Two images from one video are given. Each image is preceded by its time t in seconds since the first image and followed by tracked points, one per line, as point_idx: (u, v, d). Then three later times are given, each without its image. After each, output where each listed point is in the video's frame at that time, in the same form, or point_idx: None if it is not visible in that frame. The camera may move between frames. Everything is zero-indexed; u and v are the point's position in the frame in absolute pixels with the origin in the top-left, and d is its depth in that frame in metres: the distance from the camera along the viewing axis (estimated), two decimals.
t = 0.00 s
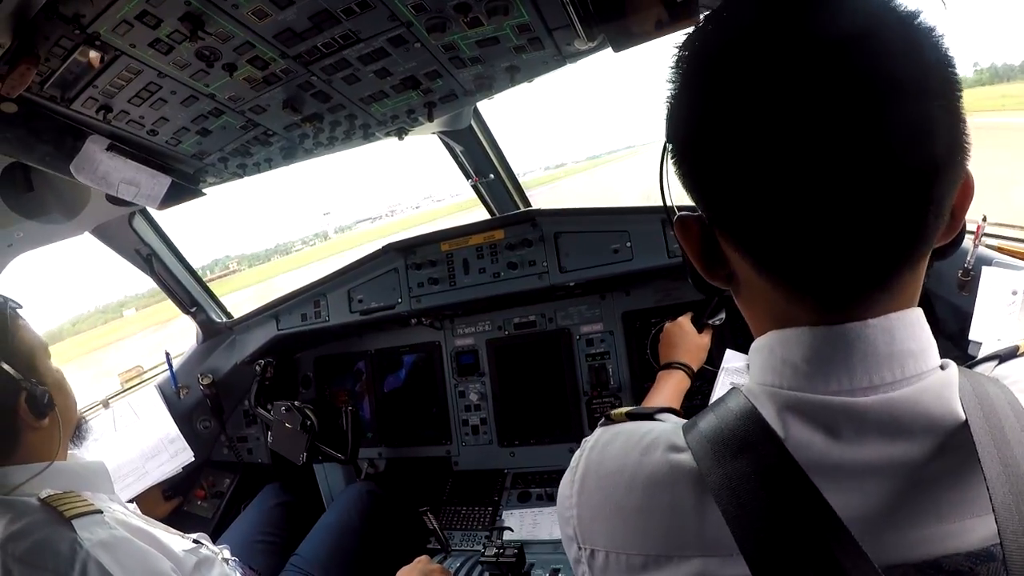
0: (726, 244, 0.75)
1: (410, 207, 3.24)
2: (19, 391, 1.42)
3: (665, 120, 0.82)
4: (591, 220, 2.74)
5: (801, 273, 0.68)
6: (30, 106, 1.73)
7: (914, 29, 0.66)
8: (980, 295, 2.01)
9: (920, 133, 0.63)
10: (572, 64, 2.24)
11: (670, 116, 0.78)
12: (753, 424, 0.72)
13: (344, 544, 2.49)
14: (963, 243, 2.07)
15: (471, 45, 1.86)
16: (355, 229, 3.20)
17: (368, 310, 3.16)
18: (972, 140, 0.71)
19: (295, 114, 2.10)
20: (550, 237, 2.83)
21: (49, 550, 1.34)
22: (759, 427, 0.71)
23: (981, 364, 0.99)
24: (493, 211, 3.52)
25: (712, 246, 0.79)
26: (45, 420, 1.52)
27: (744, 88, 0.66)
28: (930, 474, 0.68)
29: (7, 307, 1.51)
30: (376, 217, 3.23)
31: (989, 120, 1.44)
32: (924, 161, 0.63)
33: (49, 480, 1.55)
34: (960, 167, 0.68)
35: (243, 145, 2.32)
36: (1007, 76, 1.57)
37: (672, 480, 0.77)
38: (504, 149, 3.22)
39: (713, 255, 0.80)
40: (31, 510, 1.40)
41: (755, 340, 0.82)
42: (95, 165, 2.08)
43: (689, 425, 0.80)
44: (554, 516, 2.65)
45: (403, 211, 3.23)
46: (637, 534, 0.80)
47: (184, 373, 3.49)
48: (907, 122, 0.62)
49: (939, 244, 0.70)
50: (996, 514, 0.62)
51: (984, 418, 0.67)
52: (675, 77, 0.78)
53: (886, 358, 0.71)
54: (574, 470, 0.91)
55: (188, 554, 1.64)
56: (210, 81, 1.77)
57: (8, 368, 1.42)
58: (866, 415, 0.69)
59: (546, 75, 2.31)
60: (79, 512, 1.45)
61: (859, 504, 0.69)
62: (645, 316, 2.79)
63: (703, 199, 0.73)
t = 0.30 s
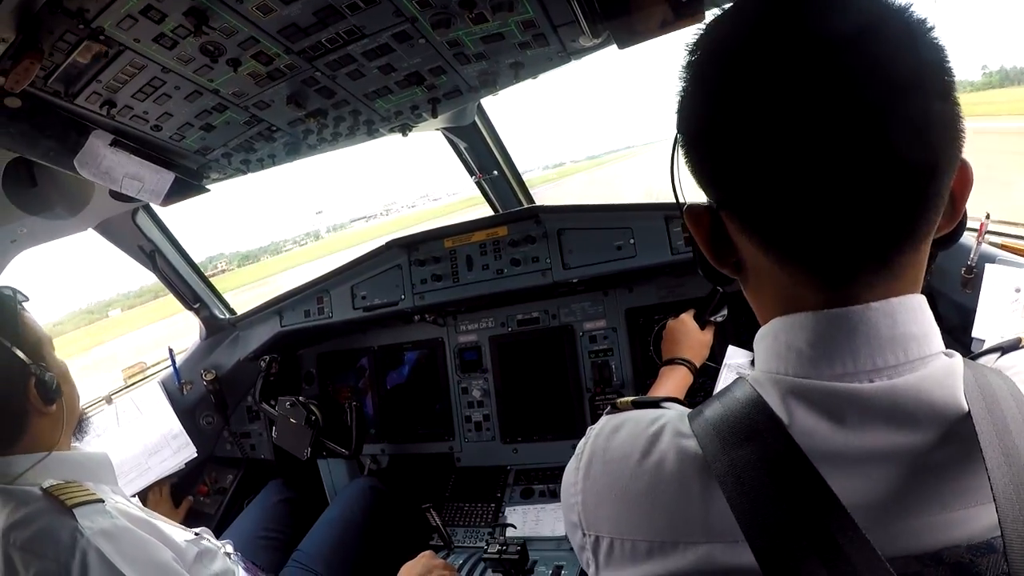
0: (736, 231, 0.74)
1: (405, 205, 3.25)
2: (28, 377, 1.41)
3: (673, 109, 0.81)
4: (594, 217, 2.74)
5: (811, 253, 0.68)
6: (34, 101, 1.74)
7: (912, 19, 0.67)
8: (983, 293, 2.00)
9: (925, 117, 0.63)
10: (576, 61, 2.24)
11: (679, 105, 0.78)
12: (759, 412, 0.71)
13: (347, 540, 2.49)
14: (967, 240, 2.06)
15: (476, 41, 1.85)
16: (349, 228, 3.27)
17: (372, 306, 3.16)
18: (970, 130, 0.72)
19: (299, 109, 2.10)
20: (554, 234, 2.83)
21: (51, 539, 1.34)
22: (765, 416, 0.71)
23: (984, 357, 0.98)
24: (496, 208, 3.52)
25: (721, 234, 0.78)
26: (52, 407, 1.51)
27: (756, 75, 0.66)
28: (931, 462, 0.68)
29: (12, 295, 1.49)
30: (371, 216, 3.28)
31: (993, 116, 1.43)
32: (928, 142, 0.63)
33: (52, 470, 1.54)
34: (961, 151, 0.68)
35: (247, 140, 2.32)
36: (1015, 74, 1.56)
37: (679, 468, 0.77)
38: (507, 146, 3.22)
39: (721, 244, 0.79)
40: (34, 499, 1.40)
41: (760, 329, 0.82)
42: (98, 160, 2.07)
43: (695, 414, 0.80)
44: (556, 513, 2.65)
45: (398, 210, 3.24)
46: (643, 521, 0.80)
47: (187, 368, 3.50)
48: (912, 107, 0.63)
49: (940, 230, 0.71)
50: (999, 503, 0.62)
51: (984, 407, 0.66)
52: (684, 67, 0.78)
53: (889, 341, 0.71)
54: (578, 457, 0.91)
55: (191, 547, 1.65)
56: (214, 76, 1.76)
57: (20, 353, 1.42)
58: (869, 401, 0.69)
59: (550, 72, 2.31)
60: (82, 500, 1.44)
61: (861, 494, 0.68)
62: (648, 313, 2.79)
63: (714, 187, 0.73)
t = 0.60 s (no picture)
0: (743, 230, 0.74)
1: (400, 206, 3.27)
2: (35, 376, 1.42)
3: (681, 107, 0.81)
4: (595, 217, 2.74)
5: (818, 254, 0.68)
6: (36, 104, 1.74)
7: (927, 17, 0.67)
8: (984, 290, 2.00)
9: (934, 117, 0.63)
10: (577, 61, 2.24)
11: (686, 103, 0.77)
12: (766, 410, 0.71)
13: (350, 541, 2.49)
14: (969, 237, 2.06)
15: (478, 41, 1.85)
16: (342, 229, 3.26)
17: (373, 307, 3.16)
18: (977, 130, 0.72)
19: (301, 111, 2.10)
20: (555, 235, 2.83)
21: (54, 541, 1.34)
22: (772, 416, 0.71)
23: (989, 355, 0.98)
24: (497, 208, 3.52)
25: (728, 233, 0.78)
26: (57, 407, 1.51)
27: (766, 74, 0.66)
28: (937, 462, 0.68)
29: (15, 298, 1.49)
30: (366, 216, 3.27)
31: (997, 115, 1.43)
32: (936, 141, 0.63)
33: (54, 472, 1.53)
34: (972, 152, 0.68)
35: (248, 142, 2.32)
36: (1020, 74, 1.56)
37: (685, 469, 0.77)
38: (509, 147, 3.22)
39: (728, 243, 0.79)
40: (36, 501, 1.40)
41: (767, 328, 0.82)
42: (100, 163, 2.08)
43: (701, 413, 0.80)
44: (559, 513, 2.65)
45: (392, 210, 3.27)
46: (649, 523, 0.80)
47: (189, 371, 3.49)
48: (921, 108, 0.63)
49: (948, 229, 0.71)
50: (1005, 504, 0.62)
51: (992, 407, 0.66)
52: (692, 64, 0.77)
53: (896, 341, 0.71)
54: (584, 458, 0.91)
55: (194, 550, 1.65)
56: (216, 79, 1.77)
57: (26, 353, 1.43)
58: (877, 401, 0.69)
59: (550, 72, 2.31)
60: (84, 503, 1.43)
61: (867, 494, 0.68)
62: (650, 312, 2.79)
63: (722, 186, 0.72)
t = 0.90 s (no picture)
0: (747, 231, 0.74)
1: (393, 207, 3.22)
2: (39, 382, 1.43)
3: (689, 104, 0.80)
4: (594, 218, 2.74)
5: (822, 258, 0.68)
6: (34, 110, 1.74)
7: (939, 19, 0.66)
8: (983, 289, 2.00)
9: (943, 124, 0.63)
10: (574, 62, 2.24)
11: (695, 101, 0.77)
12: (767, 414, 0.71)
13: (352, 544, 2.49)
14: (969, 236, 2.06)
15: (473, 44, 1.85)
16: (335, 230, 3.20)
17: (373, 310, 3.16)
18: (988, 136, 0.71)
19: (298, 115, 2.10)
20: (554, 236, 2.83)
21: (59, 547, 1.34)
22: (774, 420, 0.70)
23: (991, 360, 0.98)
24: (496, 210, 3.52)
25: (732, 234, 0.78)
26: (61, 411, 1.52)
27: (775, 75, 0.65)
28: (938, 465, 0.67)
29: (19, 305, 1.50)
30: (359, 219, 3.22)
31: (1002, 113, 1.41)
32: (944, 148, 0.63)
33: (57, 479, 1.53)
34: (982, 157, 0.68)
35: (247, 146, 2.32)
36: None
37: (686, 473, 0.77)
38: (507, 148, 3.22)
39: (732, 243, 0.78)
40: (41, 507, 1.40)
41: (770, 331, 0.82)
42: (98, 169, 2.08)
43: (703, 417, 0.80)
44: (560, 514, 2.65)
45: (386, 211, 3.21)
46: (650, 526, 0.80)
47: (190, 375, 3.49)
48: (930, 114, 0.62)
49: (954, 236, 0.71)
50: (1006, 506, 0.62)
51: (994, 410, 0.66)
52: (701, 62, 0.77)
53: (899, 346, 0.71)
54: (586, 461, 0.91)
55: (195, 556, 1.64)
56: (212, 83, 1.77)
57: (31, 358, 1.43)
58: (879, 405, 0.68)
59: (547, 74, 2.31)
60: (88, 509, 1.44)
61: (868, 497, 0.68)
62: (649, 313, 2.79)
63: (727, 186, 0.72)
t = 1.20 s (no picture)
0: (745, 227, 0.74)
1: (389, 205, 3.24)
2: (33, 375, 1.44)
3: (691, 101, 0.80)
4: (591, 219, 2.74)
5: (818, 256, 0.68)
6: (32, 108, 1.75)
7: (943, 20, 0.67)
8: (980, 293, 2.01)
9: (943, 126, 0.63)
10: (572, 62, 2.24)
11: (697, 99, 0.77)
12: (764, 409, 0.72)
13: (345, 542, 2.48)
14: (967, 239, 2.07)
15: (471, 44, 1.86)
16: (327, 228, 3.22)
17: (369, 308, 3.16)
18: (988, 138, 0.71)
19: (296, 113, 2.11)
20: (551, 236, 2.84)
21: (49, 545, 1.35)
22: (771, 418, 0.71)
23: (989, 358, 1.00)
24: (493, 209, 3.52)
25: (731, 230, 0.78)
26: (52, 406, 1.52)
27: (773, 74, 0.66)
28: (936, 464, 0.68)
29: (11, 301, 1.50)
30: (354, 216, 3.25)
31: (1004, 114, 1.41)
32: (943, 146, 0.63)
33: (49, 475, 1.53)
34: (982, 159, 0.68)
35: (245, 144, 2.32)
36: None
37: (684, 469, 0.77)
38: (503, 148, 3.22)
39: (731, 240, 0.79)
40: (31, 504, 1.40)
41: (768, 329, 0.82)
42: (95, 165, 2.09)
43: (699, 413, 0.80)
44: (554, 514, 2.66)
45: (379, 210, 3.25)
46: (646, 521, 0.81)
47: (185, 371, 3.50)
48: (929, 115, 0.63)
49: (953, 237, 0.71)
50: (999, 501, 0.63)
51: (989, 409, 0.67)
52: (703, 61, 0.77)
53: (896, 344, 0.72)
54: (583, 456, 0.91)
55: (187, 548, 1.65)
56: (211, 81, 1.77)
57: (25, 352, 1.44)
58: (875, 403, 0.69)
59: (545, 74, 2.32)
60: (80, 506, 1.44)
61: (867, 494, 0.69)
62: (645, 314, 2.80)
63: (726, 182, 0.73)
